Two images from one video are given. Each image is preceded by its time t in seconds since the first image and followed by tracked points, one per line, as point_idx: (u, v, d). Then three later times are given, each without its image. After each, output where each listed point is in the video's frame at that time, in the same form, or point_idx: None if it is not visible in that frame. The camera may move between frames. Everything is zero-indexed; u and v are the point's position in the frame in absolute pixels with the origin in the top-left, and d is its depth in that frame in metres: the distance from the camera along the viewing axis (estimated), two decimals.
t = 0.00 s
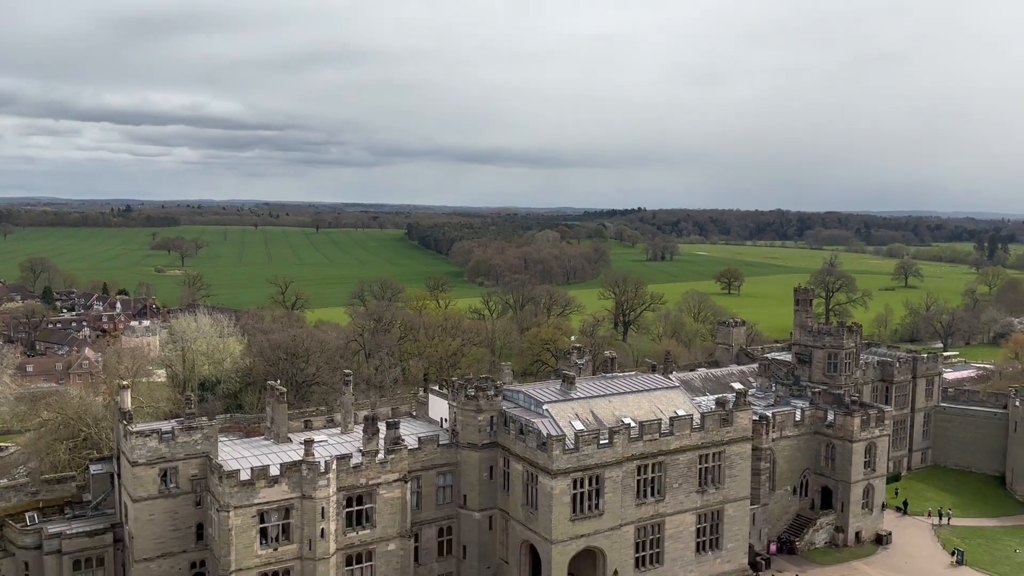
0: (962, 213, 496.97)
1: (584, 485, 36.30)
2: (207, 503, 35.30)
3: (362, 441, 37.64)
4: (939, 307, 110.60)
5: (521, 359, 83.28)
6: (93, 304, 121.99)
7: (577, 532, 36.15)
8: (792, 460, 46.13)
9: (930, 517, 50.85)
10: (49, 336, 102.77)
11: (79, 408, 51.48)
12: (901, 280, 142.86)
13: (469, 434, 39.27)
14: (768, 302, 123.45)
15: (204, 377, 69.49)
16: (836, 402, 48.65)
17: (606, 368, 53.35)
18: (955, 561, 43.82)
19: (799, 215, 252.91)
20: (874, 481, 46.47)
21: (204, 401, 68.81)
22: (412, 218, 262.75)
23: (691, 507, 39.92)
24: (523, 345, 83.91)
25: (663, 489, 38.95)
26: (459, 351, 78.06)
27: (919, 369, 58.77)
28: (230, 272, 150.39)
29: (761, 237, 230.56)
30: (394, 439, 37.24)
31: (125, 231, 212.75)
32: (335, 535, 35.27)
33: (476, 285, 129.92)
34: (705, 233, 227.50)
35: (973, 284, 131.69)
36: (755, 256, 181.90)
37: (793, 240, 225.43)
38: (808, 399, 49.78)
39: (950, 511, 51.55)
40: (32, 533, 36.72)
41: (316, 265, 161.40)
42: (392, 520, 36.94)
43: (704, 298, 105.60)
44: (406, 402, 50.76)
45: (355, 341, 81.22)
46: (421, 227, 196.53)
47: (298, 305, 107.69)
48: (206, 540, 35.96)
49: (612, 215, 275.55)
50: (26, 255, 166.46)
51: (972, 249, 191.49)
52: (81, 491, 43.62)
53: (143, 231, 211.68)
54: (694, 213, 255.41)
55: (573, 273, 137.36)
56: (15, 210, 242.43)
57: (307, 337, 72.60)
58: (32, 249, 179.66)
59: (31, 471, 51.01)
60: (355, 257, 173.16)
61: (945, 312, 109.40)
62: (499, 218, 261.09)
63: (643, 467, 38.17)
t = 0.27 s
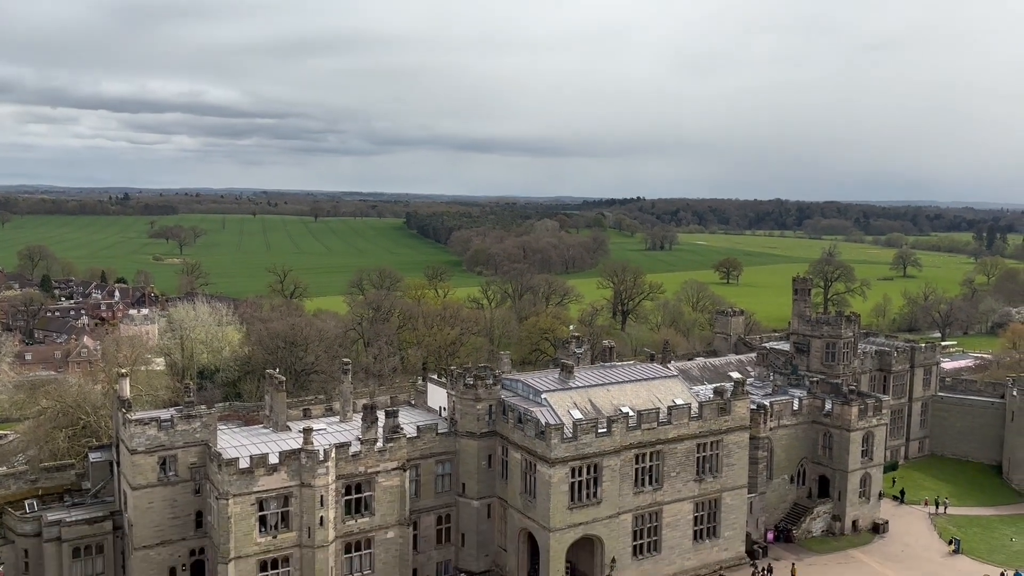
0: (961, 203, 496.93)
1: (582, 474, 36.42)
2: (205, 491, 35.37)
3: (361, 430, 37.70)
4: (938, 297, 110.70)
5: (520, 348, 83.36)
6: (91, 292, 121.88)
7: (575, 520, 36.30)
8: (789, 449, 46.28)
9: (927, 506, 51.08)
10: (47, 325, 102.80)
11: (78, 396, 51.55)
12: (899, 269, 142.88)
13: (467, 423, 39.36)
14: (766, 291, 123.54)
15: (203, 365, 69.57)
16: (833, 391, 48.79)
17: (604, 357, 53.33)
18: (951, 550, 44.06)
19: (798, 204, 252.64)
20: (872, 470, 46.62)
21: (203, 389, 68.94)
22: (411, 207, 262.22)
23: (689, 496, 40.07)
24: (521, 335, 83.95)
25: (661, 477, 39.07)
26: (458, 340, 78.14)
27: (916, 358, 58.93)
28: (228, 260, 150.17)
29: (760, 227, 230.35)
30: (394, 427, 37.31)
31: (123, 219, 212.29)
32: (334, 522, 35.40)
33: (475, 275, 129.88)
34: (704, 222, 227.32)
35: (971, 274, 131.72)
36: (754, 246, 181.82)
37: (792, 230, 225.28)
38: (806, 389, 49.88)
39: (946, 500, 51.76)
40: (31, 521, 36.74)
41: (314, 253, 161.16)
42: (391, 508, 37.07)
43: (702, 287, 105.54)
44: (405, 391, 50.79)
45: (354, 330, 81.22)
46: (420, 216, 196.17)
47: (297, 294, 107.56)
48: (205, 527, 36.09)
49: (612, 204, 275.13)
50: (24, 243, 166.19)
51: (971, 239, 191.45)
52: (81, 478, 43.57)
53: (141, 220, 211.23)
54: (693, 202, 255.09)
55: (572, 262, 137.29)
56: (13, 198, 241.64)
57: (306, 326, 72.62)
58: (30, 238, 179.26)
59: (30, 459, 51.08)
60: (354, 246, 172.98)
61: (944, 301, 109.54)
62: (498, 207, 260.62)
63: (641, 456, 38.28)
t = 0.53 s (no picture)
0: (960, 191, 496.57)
1: (580, 460, 36.56)
2: (205, 477, 35.49)
3: (360, 416, 37.79)
4: (936, 285, 110.78)
5: (518, 335, 83.44)
6: (90, 278, 121.77)
7: (573, 506, 36.47)
8: (787, 436, 46.47)
9: (924, 493, 51.32)
10: (46, 311, 102.77)
11: (77, 382, 51.65)
12: (898, 257, 142.88)
13: (466, 409, 39.46)
14: (764, 279, 123.54)
15: (202, 351, 69.62)
16: (831, 379, 48.93)
17: (603, 344, 53.37)
18: (947, 536, 44.32)
19: (797, 192, 252.22)
20: (869, 457, 46.83)
21: (202, 375, 69.04)
22: (410, 194, 261.59)
23: (686, 482, 40.24)
24: (520, 322, 83.98)
25: (658, 464, 39.22)
26: (457, 327, 78.19)
27: (914, 346, 59.09)
28: (226, 247, 149.90)
29: (759, 214, 230.07)
30: (392, 414, 37.42)
31: (121, 205, 211.74)
32: (333, 508, 35.56)
33: (474, 262, 129.82)
34: (703, 210, 226.96)
35: (970, 262, 131.72)
36: (753, 233, 181.66)
37: (791, 218, 225.07)
38: (804, 376, 50.02)
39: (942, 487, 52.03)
40: (31, 506, 36.86)
41: (313, 240, 160.92)
42: (390, 494, 37.22)
43: (701, 275, 105.54)
44: (403, 378, 50.89)
45: (353, 317, 81.22)
46: (419, 203, 195.71)
47: (295, 281, 107.42)
48: (205, 513, 36.24)
49: (611, 192, 274.69)
50: (22, 229, 165.78)
51: (970, 227, 191.29)
52: (80, 464, 43.62)
53: (139, 206, 210.69)
54: (692, 189, 254.59)
55: (570, 249, 137.18)
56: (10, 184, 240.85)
57: (304, 312, 72.55)
58: (27, 224, 178.80)
59: (29, 445, 51.21)
60: (353, 233, 172.68)
61: (942, 289, 109.63)
62: (497, 194, 260.03)
63: (638, 443, 38.42)
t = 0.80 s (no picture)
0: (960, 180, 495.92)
1: (578, 449, 36.68)
2: (204, 464, 35.61)
3: (359, 405, 37.87)
4: (935, 274, 110.79)
5: (517, 324, 83.48)
6: (89, 267, 121.67)
7: (572, 494, 36.62)
8: (785, 425, 46.62)
9: (921, 481, 51.51)
10: (45, 299, 102.74)
11: (75, 370, 51.73)
12: (897, 247, 142.79)
13: (464, 398, 39.52)
14: (763, 269, 123.51)
15: (201, 340, 69.65)
16: (829, 368, 49.04)
17: (601, 334, 53.41)
18: (945, 525, 44.46)
19: (796, 181, 251.74)
20: (866, 446, 47.00)
21: (201, 364, 69.11)
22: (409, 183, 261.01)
23: (684, 471, 40.38)
24: (519, 311, 83.96)
25: (656, 453, 39.34)
26: (456, 316, 78.22)
27: (912, 335, 59.23)
28: (225, 235, 149.68)
29: (759, 204, 229.74)
30: (391, 403, 37.49)
31: (119, 194, 211.31)
32: (332, 496, 35.68)
33: (473, 251, 129.78)
34: (703, 199, 226.57)
35: (969, 252, 131.68)
36: (752, 223, 181.53)
37: (790, 207, 224.84)
38: (802, 365, 50.14)
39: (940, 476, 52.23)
40: (31, 494, 36.91)
41: (312, 229, 160.64)
42: (389, 482, 37.34)
43: (700, 264, 105.47)
44: (402, 367, 50.95)
45: (352, 306, 81.23)
46: (418, 192, 195.30)
47: (295, 270, 107.34)
48: (204, 501, 36.38)
49: (610, 181, 274.14)
50: (20, 217, 165.48)
51: (970, 216, 191.10)
52: (80, 452, 43.62)
53: (138, 194, 210.24)
54: (692, 179, 254.10)
55: (569, 239, 137.05)
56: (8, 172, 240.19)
57: (303, 301, 72.51)
58: (25, 212, 178.45)
59: (29, 433, 51.33)
60: (352, 221, 172.42)
61: (941, 279, 109.66)
62: (496, 183, 259.58)
63: (637, 431, 38.51)
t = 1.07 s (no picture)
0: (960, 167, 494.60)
1: (577, 435, 36.79)
2: (204, 451, 35.71)
3: (358, 391, 37.96)
4: (934, 262, 110.81)
5: (516, 311, 83.54)
6: (87, 253, 121.48)
7: (570, 480, 36.77)
8: (783, 412, 46.76)
9: (919, 468, 51.75)
10: (43, 285, 102.67)
11: (75, 356, 51.79)
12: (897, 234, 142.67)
13: (463, 384, 39.59)
14: (763, 256, 123.47)
15: (200, 326, 69.70)
16: (827, 355, 49.12)
17: (601, 321, 53.37)
18: (942, 511, 44.70)
19: (796, 168, 251.17)
20: (864, 433, 47.16)
21: (200, 350, 69.15)
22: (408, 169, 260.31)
23: (682, 457, 40.52)
24: (518, 298, 83.97)
25: (655, 439, 39.48)
26: (455, 303, 78.25)
27: (910, 322, 59.34)
28: (223, 222, 149.38)
29: (759, 191, 229.29)
30: (390, 389, 37.57)
31: (117, 180, 210.64)
32: (331, 482, 35.83)
33: (472, 238, 129.62)
34: (702, 186, 226.12)
35: (968, 239, 131.63)
36: (752, 210, 181.24)
37: (789, 194, 224.50)
38: (801, 352, 50.20)
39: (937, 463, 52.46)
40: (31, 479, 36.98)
41: (310, 215, 160.29)
42: (388, 468, 37.47)
43: (699, 251, 105.39)
44: (401, 353, 50.97)
45: (351, 293, 81.21)
46: (417, 178, 194.77)
47: (293, 256, 107.21)
48: (204, 486, 36.52)
49: (610, 167, 273.38)
50: (18, 204, 165.05)
51: (969, 203, 190.83)
52: (80, 438, 43.66)
53: (136, 180, 209.57)
54: (691, 165, 253.48)
55: (569, 226, 136.88)
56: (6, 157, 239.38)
57: (302, 288, 72.44)
58: (23, 198, 177.98)
59: (29, 419, 51.42)
60: (351, 208, 172.05)
61: (940, 267, 109.72)
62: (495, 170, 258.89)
63: (635, 418, 38.62)
